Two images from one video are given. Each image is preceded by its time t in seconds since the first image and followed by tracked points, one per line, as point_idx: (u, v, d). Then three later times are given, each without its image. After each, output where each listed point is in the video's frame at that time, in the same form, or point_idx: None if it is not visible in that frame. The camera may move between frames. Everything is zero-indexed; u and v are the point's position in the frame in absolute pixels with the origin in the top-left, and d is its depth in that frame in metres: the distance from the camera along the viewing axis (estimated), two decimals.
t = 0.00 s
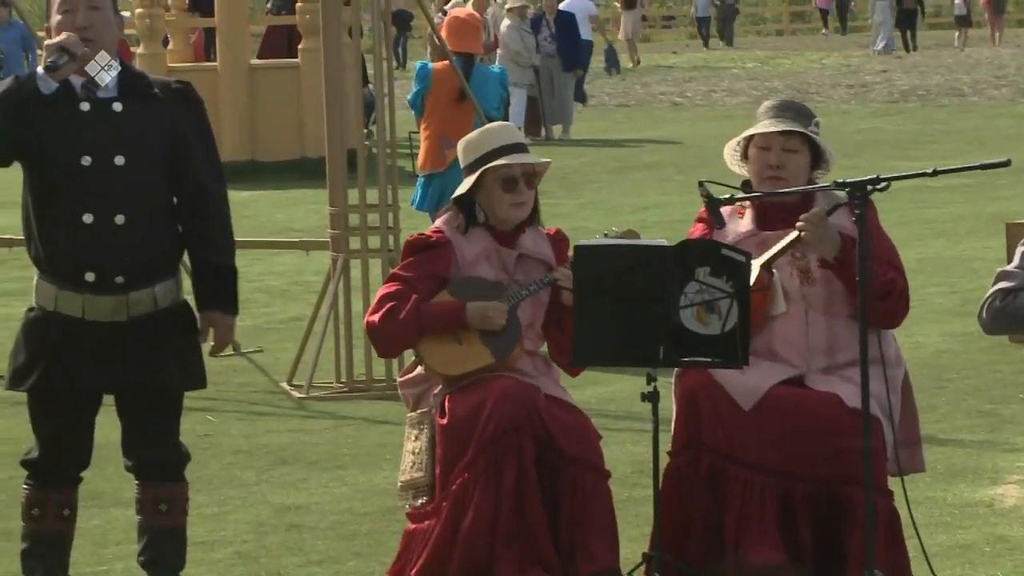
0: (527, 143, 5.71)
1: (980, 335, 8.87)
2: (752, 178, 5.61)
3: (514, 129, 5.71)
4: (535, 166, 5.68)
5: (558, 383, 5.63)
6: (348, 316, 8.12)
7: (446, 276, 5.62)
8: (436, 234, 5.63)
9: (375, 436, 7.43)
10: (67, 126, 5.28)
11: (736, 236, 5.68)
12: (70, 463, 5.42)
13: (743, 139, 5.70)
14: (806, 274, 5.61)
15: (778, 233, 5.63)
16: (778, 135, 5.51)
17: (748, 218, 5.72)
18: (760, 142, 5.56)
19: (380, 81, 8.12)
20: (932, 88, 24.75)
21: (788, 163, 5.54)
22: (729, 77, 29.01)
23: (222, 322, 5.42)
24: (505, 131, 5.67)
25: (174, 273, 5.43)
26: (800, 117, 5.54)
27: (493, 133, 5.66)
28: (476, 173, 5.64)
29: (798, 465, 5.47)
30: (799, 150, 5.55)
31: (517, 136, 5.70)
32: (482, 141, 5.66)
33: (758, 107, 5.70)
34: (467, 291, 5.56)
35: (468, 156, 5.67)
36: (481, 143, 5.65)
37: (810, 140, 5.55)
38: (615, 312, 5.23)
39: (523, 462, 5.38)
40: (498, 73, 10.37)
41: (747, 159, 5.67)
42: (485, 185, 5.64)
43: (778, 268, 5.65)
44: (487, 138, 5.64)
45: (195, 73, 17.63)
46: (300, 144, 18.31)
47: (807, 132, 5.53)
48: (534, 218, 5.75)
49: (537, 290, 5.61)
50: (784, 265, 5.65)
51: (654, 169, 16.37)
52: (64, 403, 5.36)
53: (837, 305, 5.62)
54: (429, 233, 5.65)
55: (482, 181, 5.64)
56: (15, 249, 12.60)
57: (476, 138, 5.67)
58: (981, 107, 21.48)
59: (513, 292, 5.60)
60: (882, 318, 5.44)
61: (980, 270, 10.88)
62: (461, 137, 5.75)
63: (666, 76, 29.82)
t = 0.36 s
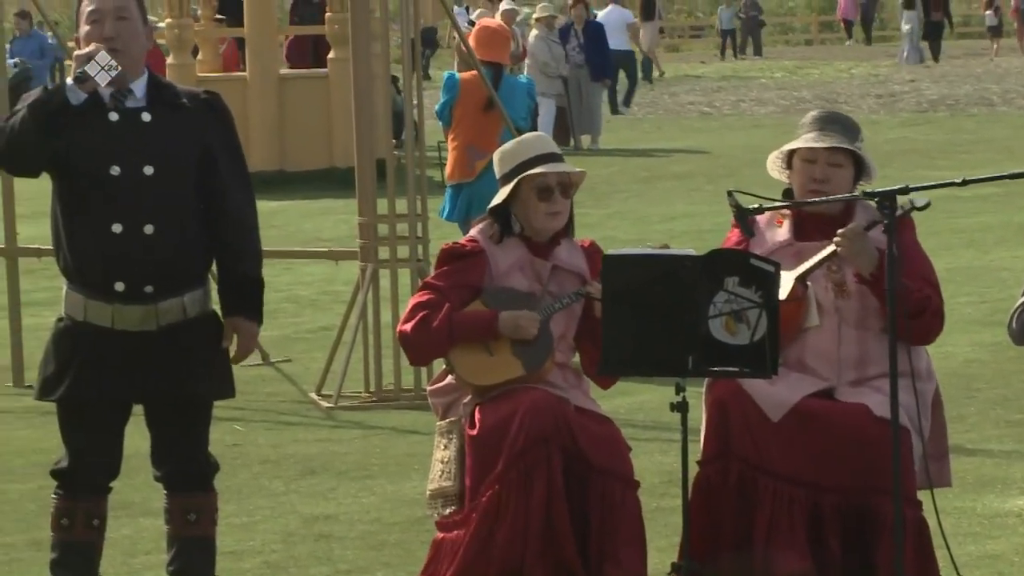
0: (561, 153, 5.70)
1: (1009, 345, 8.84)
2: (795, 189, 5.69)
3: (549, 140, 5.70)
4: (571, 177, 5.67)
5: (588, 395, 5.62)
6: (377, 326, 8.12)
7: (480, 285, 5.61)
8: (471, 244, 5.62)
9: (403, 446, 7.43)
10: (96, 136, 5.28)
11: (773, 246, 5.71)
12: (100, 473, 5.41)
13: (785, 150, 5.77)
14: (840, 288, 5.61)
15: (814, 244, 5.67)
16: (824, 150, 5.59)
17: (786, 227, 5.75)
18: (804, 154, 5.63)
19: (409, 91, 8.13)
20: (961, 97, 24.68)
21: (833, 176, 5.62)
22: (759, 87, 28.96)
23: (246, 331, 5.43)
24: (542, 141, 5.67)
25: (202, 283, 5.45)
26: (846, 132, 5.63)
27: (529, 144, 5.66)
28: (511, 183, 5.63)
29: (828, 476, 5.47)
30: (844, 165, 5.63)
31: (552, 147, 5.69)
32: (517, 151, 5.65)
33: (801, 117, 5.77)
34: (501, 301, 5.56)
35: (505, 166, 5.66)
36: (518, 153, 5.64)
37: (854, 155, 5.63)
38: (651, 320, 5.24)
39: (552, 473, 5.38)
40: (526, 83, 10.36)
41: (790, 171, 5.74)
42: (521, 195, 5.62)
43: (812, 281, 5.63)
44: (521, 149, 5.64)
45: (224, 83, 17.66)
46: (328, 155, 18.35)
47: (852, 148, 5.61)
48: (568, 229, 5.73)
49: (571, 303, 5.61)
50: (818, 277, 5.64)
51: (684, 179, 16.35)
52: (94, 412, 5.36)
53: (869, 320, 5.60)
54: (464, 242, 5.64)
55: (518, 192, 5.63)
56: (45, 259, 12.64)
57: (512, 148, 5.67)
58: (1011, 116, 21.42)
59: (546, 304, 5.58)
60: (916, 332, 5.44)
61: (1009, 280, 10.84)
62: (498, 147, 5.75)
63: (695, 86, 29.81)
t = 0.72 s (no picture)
0: (608, 174, 5.67)
1: None
2: (833, 200, 5.68)
3: (597, 158, 5.67)
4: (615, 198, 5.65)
5: (623, 410, 5.60)
6: (410, 339, 8.09)
7: (518, 300, 5.57)
8: (510, 258, 5.59)
9: (436, 460, 7.39)
10: (127, 148, 5.27)
11: (811, 259, 5.68)
12: (131, 486, 5.37)
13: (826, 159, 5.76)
14: (881, 302, 5.57)
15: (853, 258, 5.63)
16: (857, 161, 5.56)
17: (826, 240, 5.71)
18: (840, 165, 5.61)
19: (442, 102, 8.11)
20: (997, 109, 24.55)
21: (866, 188, 5.59)
22: (794, 98, 28.88)
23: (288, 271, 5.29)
24: (589, 159, 5.63)
25: (235, 295, 5.42)
26: (882, 143, 5.58)
27: (577, 162, 5.62)
28: (555, 202, 5.60)
29: (865, 491, 5.44)
30: (879, 176, 5.59)
31: (599, 167, 5.67)
32: (565, 168, 5.62)
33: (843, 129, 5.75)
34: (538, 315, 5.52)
35: (550, 182, 5.63)
36: (562, 172, 5.61)
37: (890, 166, 5.59)
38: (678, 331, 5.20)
39: (588, 487, 5.34)
40: (558, 96, 10.29)
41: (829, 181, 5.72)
42: (564, 214, 5.60)
43: (851, 293, 5.60)
44: (570, 166, 5.60)
45: (258, 96, 17.68)
46: (362, 167, 18.36)
47: (887, 159, 5.56)
48: (610, 248, 5.71)
49: (608, 320, 5.56)
50: (858, 290, 5.60)
51: (718, 192, 16.29)
52: (125, 424, 5.34)
53: (908, 334, 5.57)
54: (503, 256, 5.62)
55: (561, 211, 5.60)
56: (78, 273, 12.66)
57: (558, 166, 5.64)
58: None
59: (583, 321, 5.54)
60: (957, 345, 5.39)
61: None
62: (544, 163, 5.71)
63: (730, 97, 29.74)
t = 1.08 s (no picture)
0: (644, 196, 5.62)
1: None
2: (848, 214, 5.80)
3: (633, 179, 5.63)
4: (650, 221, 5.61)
5: (649, 426, 5.55)
6: (434, 354, 8.05)
7: (545, 313, 5.52)
8: (539, 271, 5.55)
9: (460, 476, 7.35)
10: (150, 162, 5.25)
11: (832, 272, 5.75)
12: (153, 503, 5.34)
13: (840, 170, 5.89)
14: (903, 313, 5.55)
15: (873, 269, 5.68)
16: (866, 167, 5.70)
17: (845, 255, 5.77)
18: (851, 175, 5.75)
19: (467, 115, 8.08)
20: None
21: (878, 195, 5.71)
22: (822, 112, 28.80)
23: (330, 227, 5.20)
24: (625, 180, 5.59)
25: (258, 309, 5.39)
26: (891, 150, 5.72)
27: (613, 183, 5.58)
28: (588, 222, 5.56)
29: (891, 507, 5.44)
30: (890, 182, 5.71)
31: (635, 187, 5.62)
32: (600, 188, 5.58)
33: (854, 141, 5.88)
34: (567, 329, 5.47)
35: (585, 202, 5.59)
36: (599, 191, 5.58)
37: (901, 171, 5.71)
38: (708, 344, 5.17)
39: (613, 504, 5.30)
40: (584, 109, 10.26)
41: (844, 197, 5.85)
42: (596, 234, 5.57)
43: (874, 304, 5.58)
44: (605, 185, 5.57)
45: (281, 110, 17.70)
46: (384, 182, 18.34)
47: (897, 163, 5.68)
48: (641, 265, 5.66)
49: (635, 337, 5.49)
50: (880, 301, 5.58)
51: (744, 205, 16.23)
52: (146, 439, 5.30)
53: (934, 345, 5.55)
54: (532, 269, 5.57)
55: (594, 230, 5.56)
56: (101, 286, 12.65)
57: (595, 184, 5.59)
58: None
59: (611, 337, 5.48)
60: (982, 350, 5.33)
61: None
62: (579, 182, 5.68)
63: (757, 111, 29.67)
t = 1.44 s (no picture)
0: (672, 209, 5.57)
1: None
2: (868, 226, 5.84)
3: (661, 192, 5.58)
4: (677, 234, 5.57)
5: (677, 439, 5.50)
6: (460, 368, 8.01)
7: (571, 327, 5.48)
8: (565, 284, 5.51)
9: (486, 490, 7.31)
10: (173, 174, 5.22)
11: (854, 284, 5.81)
12: (177, 517, 5.32)
13: (857, 184, 5.94)
14: (927, 324, 5.58)
15: (894, 282, 5.74)
16: (885, 179, 5.74)
17: (866, 267, 5.84)
18: (870, 189, 5.79)
19: (493, 124, 8.04)
20: None
21: (898, 208, 5.75)
22: (850, 123, 28.73)
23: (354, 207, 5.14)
24: (653, 194, 5.54)
25: (283, 323, 5.36)
26: (909, 162, 5.77)
27: (641, 195, 5.54)
28: (615, 235, 5.52)
29: (917, 520, 5.44)
30: (909, 194, 5.76)
31: (664, 200, 5.59)
32: (628, 200, 5.53)
33: (872, 155, 5.93)
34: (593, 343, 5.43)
35: (612, 214, 5.54)
36: (625, 203, 5.53)
37: (919, 183, 5.75)
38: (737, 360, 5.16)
39: (639, 519, 5.25)
40: (611, 121, 10.22)
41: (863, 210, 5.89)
42: (623, 247, 5.52)
43: (897, 317, 5.61)
44: (631, 197, 5.52)
45: (306, 121, 17.61)
46: (409, 194, 18.32)
47: (915, 175, 5.73)
48: (668, 278, 5.62)
49: (662, 350, 5.44)
50: (903, 313, 5.61)
51: (773, 218, 16.18)
52: (170, 453, 5.27)
53: (958, 355, 5.58)
54: (558, 282, 5.54)
55: (621, 244, 5.51)
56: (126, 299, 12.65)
57: (621, 197, 5.56)
58: None
59: (638, 350, 5.44)
60: (1006, 361, 5.31)
61: None
62: (606, 193, 5.64)
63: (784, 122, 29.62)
